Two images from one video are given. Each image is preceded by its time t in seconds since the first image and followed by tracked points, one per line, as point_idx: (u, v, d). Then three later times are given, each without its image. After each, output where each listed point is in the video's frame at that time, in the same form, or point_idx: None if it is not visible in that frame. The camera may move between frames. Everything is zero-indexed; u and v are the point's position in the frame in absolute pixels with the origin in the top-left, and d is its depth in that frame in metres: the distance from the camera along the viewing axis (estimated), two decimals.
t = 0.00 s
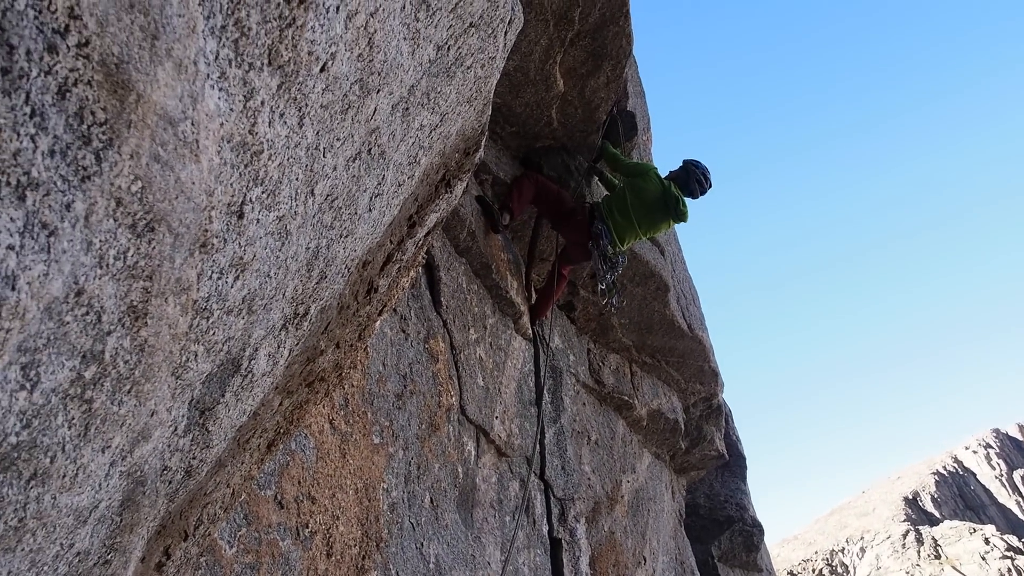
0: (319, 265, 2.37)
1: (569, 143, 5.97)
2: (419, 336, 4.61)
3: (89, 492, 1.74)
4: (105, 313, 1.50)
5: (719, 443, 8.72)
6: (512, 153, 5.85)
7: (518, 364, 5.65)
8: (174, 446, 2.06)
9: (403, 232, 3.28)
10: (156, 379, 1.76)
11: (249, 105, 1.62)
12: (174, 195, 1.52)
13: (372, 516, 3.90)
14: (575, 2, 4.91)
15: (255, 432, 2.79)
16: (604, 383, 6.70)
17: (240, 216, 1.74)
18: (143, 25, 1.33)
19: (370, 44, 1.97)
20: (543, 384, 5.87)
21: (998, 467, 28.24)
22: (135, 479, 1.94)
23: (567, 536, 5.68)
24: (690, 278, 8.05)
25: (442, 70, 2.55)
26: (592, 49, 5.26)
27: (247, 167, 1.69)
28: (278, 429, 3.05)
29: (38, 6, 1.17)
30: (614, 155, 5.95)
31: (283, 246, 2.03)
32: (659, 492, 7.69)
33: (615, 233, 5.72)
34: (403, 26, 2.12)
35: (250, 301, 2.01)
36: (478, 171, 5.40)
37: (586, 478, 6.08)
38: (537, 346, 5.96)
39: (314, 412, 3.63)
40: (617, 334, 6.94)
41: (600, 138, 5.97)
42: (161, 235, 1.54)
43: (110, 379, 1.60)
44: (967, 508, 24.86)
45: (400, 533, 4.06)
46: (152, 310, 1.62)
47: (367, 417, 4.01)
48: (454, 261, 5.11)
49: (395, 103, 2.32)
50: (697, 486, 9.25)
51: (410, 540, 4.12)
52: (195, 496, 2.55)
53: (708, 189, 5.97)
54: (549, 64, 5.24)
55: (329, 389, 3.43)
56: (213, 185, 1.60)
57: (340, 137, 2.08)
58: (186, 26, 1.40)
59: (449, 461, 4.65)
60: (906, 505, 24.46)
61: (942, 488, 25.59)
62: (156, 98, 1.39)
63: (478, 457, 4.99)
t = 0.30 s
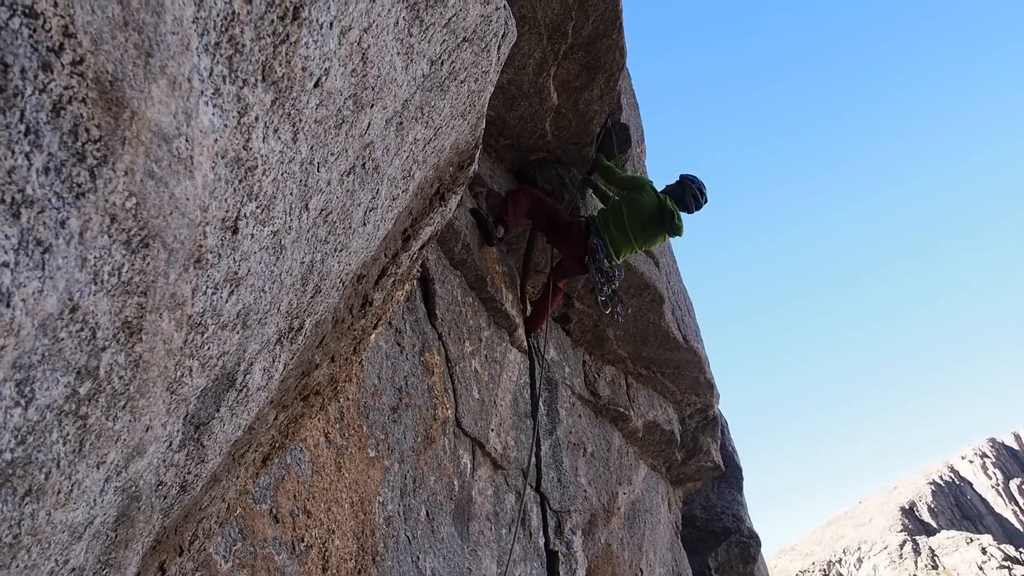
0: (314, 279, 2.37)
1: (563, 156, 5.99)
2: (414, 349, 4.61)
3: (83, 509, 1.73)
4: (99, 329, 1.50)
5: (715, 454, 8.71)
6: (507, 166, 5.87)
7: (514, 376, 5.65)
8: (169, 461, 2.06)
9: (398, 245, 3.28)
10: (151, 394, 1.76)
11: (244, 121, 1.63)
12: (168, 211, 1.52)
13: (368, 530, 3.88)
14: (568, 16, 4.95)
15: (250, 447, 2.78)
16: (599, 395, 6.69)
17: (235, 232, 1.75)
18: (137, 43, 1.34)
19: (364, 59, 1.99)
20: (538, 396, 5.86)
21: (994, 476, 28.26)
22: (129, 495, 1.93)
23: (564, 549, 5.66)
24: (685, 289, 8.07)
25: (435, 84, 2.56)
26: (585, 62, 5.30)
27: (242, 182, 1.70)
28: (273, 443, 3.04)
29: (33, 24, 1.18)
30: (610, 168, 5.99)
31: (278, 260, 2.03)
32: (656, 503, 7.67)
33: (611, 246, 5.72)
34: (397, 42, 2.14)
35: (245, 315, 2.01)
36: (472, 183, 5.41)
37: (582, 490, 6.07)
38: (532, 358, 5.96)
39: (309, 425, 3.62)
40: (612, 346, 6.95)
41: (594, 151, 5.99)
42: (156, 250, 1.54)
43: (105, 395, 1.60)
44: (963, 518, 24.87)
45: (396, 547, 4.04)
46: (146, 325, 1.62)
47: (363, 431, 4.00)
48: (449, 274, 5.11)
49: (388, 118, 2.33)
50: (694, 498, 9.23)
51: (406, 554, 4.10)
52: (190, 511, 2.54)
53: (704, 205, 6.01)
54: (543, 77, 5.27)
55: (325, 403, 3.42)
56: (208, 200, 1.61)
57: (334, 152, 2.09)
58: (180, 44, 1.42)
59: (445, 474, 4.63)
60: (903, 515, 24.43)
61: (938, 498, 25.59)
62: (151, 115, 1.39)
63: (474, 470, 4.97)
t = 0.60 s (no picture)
0: (313, 283, 2.37)
1: (562, 160, 6.00)
2: (414, 353, 4.60)
3: (84, 513, 1.73)
4: (100, 333, 1.50)
5: (714, 457, 8.71)
6: (506, 170, 5.88)
7: (513, 380, 5.64)
8: (169, 465, 2.05)
9: (397, 249, 3.29)
10: (151, 398, 1.76)
11: (243, 125, 1.63)
12: (168, 215, 1.52)
13: (368, 535, 3.88)
14: (566, 20, 4.96)
15: (250, 451, 2.78)
16: (599, 399, 6.69)
17: (235, 235, 1.75)
18: (137, 46, 1.34)
19: (363, 63, 1.99)
20: (538, 400, 5.86)
21: (993, 479, 28.26)
22: (130, 499, 1.93)
23: (563, 552, 5.65)
24: (684, 292, 8.07)
25: (434, 88, 2.57)
26: (583, 66, 5.31)
27: (241, 186, 1.70)
28: (273, 447, 3.04)
29: (32, 27, 1.18)
30: (609, 173, 6.01)
31: (278, 264, 2.03)
32: (656, 506, 7.66)
33: (612, 253, 5.74)
34: (396, 45, 2.14)
35: (245, 319, 2.01)
36: (471, 187, 5.41)
37: (581, 493, 6.06)
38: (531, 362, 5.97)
39: (309, 430, 3.61)
40: (611, 349, 6.95)
41: (592, 155, 5.99)
42: (156, 254, 1.54)
43: (106, 399, 1.60)
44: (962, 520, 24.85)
45: (396, 551, 4.04)
46: (147, 329, 1.62)
47: (363, 435, 4.00)
48: (448, 278, 5.12)
49: (388, 121, 2.33)
50: (693, 501, 9.22)
51: (406, 558, 4.09)
52: (190, 515, 2.53)
53: (704, 211, 6.02)
54: (541, 81, 5.28)
55: (324, 407, 3.42)
56: (208, 204, 1.61)
57: (333, 156, 2.09)
58: (180, 47, 1.42)
59: (444, 478, 4.63)
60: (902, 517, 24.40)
61: (937, 500, 25.57)
62: (150, 118, 1.39)
63: (474, 473, 4.97)
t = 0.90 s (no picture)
0: (311, 275, 2.36)
1: (560, 153, 5.99)
2: (412, 345, 4.60)
3: (82, 505, 1.72)
4: (96, 324, 1.49)
5: (712, 449, 8.73)
6: (503, 163, 5.87)
7: (512, 372, 5.64)
8: (168, 457, 2.05)
9: (395, 241, 3.28)
10: (149, 390, 1.75)
11: (239, 114, 1.62)
12: (164, 205, 1.51)
13: (367, 527, 3.88)
14: (564, 11, 4.94)
15: (249, 443, 2.77)
16: (597, 391, 6.70)
17: (231, 226, 1.74)
18: (130, 34, 1.33)
19: (359, 52, 1.98)
20: (536, 393, 5.86)
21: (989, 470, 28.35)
22: (129, 491, 1.92)
23: (562, 544, 5.65)
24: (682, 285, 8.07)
25: (431, 78, 2.55)
26: (581, 58, 5.29)
27: (237, 176, 1.69)
28: (272, 440, 3.04)
29: (24, 14, 1.17)
30: (609, 166, 6.03)
31: (275, 256, 2.02)
32: (654, 498, 7.68)
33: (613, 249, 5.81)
34: (392, 35, 2.13)
35: (243, 311, 2.00)
36: (469, 180, 5.40)
37: (580, 485, 6.07)
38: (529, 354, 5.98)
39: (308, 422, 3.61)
40: (610, 342, 6.95)
41: (590, 148, 5.98)
42: (152, 245, 1.53)
43: (103, 390, 1.59)
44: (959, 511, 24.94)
45: (395, 543, 4.04)
46: (144, 321, 1.61)
47: (361, 428, 4.00)
48: (446, 271, 5.11)
49: (384, 112, 2.32)
50: (691, 493, 9.24)
51: (406, 550, 4.10)
52: (189, 507, 2.53)
53: (704, 206, 6.02)
54: (539, 73, 5.26)
55: (323, 400, 3.42)
56: (204, 194, 1.60)
57: (329, 147, 2.08)
58: (174, 35, 1.41)
59: (443, 471, 4.63)
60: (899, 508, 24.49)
61: (934, 491, 25.66)
62: (145, 107, 1.38)
63: (472, 466, 4.97)
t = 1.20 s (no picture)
0: (309, 263, 2.36)
1: (558, 142, 5.97)
2: (410, 335, 4.60)
3: (80, 492, 1.72)
4: (93, 311, 1.49)
5: (710, 438, 8.75)
6: (501, 152, 5.84)
7: (510, 362, 5.64)
8: (166, 445, 2.05)
9: (392, 230, 3.27)
10: (146, 377, 1.74)
11: (235, 100, 1.61)
12: (160, 191, 1.51)
13: (366, 516, 3.89)
14: None
15: (247, 432, 2.77)
16: (595, 381, 6.71)
17: (228, 213, 1.73)
18: (124, 17, 1.32)
19: (356, 38, 1.96)
20: (534, 382, 5.87)
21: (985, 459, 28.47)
22: (127, 479, 1.92)
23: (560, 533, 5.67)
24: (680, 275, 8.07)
25: (429, 65, 2.54)
26: (579, 46, 5.27)
27: (234, 163, 1.68)
28: (271, 429, 3.04)
29: None
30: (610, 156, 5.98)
31: (272, 244, 2.02)
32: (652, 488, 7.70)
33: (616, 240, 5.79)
34: (390, 21, 2.12)
35: (240, 299, 1.99)
36: (466, 170, 5.38)
37: (578, 474, 6.09)
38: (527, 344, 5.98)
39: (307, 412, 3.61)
40: (608, 332, 6.95)
41: (588, 137, 5.96)
42: (149, 231, 1.53)
43: (100, 377, 1.59)
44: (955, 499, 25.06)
45: (394, 532, 4.05)
46: (141, 308, 1.61)
47: (360, 418, 4.00)
48: (445, 261, 5.10)
49: (382, 99, 2.31)
50: (689, 482, 9.27)
51: (405, 539, 4.11)
52: (188, 496, 2.53)
53: (704, 196, 6.03)
54: (537, 62, 5.24)
55: (321, 389, 3.41)
56: (200, 180, 1.59)
57: (326, 134, 2.07)
58: (168, 19, 1.40)
59: (442, 460, 4.64)
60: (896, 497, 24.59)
61: (930, 480, 25.77)
62: (139, 92, 1.37)
63: (471, 456, 4.97)
